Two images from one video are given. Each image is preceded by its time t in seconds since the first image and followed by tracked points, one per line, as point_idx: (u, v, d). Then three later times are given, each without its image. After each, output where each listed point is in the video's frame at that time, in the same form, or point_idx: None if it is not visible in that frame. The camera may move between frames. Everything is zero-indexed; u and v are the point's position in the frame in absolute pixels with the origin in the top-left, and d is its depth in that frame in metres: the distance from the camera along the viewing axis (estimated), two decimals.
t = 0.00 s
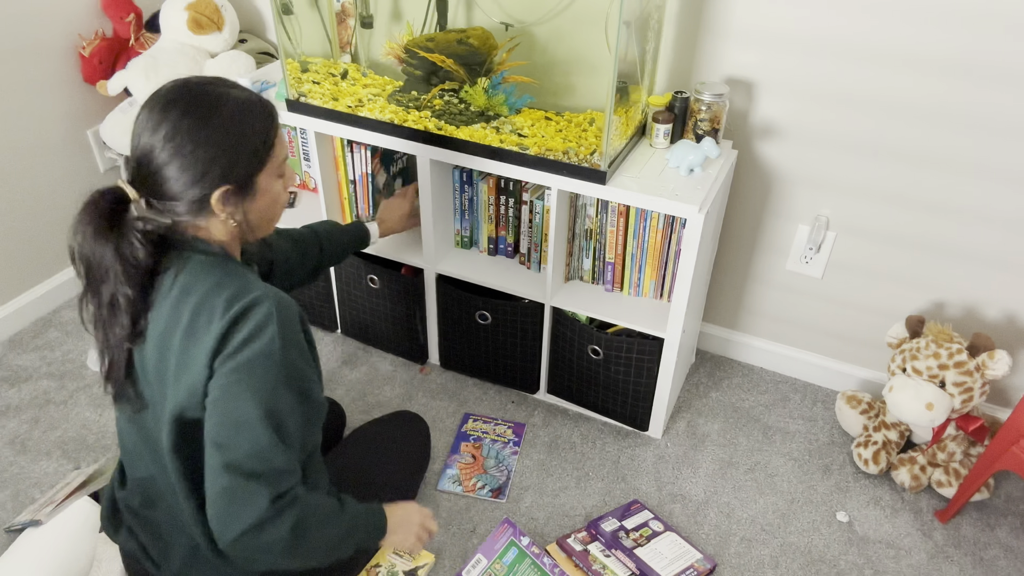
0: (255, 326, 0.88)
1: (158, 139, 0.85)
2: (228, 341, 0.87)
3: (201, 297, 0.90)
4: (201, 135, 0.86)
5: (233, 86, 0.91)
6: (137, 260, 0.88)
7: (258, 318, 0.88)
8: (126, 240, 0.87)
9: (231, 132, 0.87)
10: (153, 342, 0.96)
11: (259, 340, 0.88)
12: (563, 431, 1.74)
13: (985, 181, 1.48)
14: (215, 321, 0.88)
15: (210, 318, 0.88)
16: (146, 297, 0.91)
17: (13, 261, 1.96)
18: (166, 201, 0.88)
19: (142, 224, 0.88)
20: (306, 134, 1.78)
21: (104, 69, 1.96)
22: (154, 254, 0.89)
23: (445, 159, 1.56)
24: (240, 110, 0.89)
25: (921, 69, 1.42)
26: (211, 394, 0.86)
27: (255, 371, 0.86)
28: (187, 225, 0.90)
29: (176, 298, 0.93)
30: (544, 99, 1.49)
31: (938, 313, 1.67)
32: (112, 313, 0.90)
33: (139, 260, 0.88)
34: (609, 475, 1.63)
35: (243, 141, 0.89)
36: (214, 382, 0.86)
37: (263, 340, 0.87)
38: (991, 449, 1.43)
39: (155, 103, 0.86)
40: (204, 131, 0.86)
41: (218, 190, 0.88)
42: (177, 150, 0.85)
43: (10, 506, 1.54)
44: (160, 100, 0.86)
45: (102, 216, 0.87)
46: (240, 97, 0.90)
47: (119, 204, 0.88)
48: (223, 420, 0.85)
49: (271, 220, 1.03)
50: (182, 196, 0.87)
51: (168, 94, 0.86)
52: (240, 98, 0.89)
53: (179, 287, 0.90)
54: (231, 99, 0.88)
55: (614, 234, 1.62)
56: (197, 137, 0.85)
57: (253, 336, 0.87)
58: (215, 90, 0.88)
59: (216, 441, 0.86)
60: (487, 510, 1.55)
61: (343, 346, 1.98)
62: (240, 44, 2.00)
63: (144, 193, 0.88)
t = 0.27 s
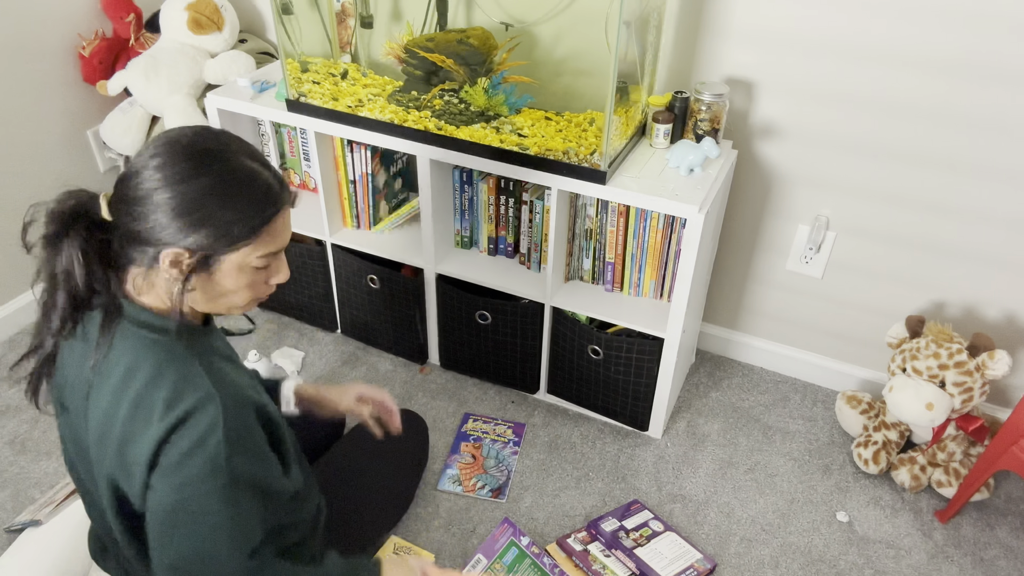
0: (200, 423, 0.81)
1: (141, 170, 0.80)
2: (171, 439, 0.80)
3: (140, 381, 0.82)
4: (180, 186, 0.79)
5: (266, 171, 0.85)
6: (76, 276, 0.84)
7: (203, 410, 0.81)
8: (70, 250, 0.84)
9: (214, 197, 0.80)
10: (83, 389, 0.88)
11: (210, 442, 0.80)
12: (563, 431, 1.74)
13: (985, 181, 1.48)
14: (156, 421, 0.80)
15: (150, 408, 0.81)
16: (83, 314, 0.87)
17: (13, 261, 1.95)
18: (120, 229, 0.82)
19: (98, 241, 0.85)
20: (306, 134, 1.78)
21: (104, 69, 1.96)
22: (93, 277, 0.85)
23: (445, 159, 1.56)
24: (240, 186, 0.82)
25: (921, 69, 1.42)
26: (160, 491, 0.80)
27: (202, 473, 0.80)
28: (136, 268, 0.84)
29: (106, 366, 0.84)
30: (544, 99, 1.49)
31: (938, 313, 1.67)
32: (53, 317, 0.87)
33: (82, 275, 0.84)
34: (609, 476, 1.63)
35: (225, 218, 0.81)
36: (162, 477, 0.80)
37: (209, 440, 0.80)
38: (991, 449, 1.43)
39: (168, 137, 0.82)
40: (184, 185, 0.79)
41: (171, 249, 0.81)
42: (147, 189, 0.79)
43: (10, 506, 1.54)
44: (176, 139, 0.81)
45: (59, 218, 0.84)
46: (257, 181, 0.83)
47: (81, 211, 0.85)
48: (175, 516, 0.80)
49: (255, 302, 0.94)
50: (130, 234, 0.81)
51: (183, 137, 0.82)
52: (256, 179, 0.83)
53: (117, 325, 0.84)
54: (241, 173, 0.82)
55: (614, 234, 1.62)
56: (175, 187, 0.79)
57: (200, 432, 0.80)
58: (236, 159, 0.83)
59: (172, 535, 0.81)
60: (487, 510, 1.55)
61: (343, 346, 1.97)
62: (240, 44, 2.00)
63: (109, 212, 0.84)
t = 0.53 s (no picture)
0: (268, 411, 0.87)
1: (176, 175, 0.83)
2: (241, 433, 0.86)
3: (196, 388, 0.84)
4: (226, 185, 0.84)
5: (278, 149, 0.91)
6: (117, 286, 0.85)
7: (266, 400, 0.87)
8: (108, 262, 0.84)
9: (259, 191, 0.87)
10: (108, 405, 0.86)
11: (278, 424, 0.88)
12: (563, 431, 1.74)
13: (985, 181, 1.48)
14: (219, 419, 0.84)
15: (213, 412, 0.84)
16: (116, 326, 0.86)
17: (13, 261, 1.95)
18: (161, 233, 0.85)
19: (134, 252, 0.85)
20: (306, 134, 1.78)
21: (104, 69, 1.96)
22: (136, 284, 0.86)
23: (445, 159, 1.56)
24: (274, 176, 0.88)
25: (920, 69, 1.42)
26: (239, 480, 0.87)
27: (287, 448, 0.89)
28: (182, 266, 0.89)
29: (146, 381, 0.84)
30: (544, 99, 1.49)
31: (938, 313, 1.67)
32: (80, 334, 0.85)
33: (122, 283, 0.85)
34: (610, 475, 1.63)
35: (269, 206, 0.88)
36: (240, 465, 0.87)
37: (281, 421, 0.88)
38: (991, 449, 1.43)
39: (187, 138, 0.85)
40: (231, 183, 0.85)
41: (224, 242, 0.86)
42: (192, 191, 0.83)
43: (10, 506, 1.54)
44: (198, 139, 0.85)
45: (88, 235, 0.84)
46: (285, 167, 0.90)
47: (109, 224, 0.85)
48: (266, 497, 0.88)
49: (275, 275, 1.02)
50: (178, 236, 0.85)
51: (207, 135, 0.86)
52: (281, 164, 0.90)
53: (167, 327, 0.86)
54: (270, 162, 0.88)
55: (614, 234, 1.62)
56: (222, 186, 0.84)
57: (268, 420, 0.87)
58: (262, 148, 0.88)
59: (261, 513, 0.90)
60: (488, 510, 1.55)
61: (344, 346, 1.98)
62: (240, 44, 2.00)
63: (140, 218, 0.86)
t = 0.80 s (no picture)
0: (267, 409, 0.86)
1: (209, 167, 0.84)
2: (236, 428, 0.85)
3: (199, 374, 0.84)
4: (252, 180, 0.84)
5: (309, 160, 0.91)
6: (137, 272, 0.84)
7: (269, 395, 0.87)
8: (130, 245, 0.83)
9: (286, 191, 0.86)
10: (118, 384, 0.87)
11: (275, 421, 0.87)
12: (563, 431, 1.74)
13: (984, 181, 1.48)
14: (217, 406, 0.84)
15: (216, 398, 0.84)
16: (134, 313, 0.85)
17: (14, 261, 1.95)
18: (187, 222, 0.85)
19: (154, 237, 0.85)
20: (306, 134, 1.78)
21: (104, 69, 1.95)
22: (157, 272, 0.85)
23: (445, 159, 1.56)
24: (302, 180, 0.88)
25: (920, 69, 1.43)
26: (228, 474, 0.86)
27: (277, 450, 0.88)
28: (201, 258, 0.87)
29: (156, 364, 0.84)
30: (544, 99, 1.49)
31: (938, 313, 1.67)
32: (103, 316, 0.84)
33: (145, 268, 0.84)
34: (610, 476, 1.63)
35: (292, 210, 0.88)
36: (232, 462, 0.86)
37: (279, 423, 0.87)
38: (991, 449, 1.43)
39: (224, 136, 0.86)
40: (260, 181, 0.85)
41: (240, 238, 0.85)
42: (220, 184, 0.83)
43: (10, 506, 1.54)
44: (233, 136, 0.86)
45: (113, 214, 0.82)
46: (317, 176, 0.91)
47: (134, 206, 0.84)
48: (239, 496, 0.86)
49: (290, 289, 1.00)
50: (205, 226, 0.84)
51: (244, 134, 0.86)
52: (311, 171, 0.90)
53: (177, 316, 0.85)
54: (299, 167, 0.88)
55: (614, 234, 1.62)
56: (250, 181, 0.84)
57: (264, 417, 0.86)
58: (294, 153, 0.89)
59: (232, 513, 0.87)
60: (488, 510, 1.55)
61: (344, 346, 1.97)
62: (240, 44, 2.00)
63: (168, 205, 0.85)
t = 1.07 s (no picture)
0: (278, 401, 0.86)
1: (189, 172, 0.84)
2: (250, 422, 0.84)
3: (202, 377, 0.83)
4: (234, 183, 0.84)
5: (290, 157, 0.91)
6: (122, 281, 0.84)
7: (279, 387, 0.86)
8: (114, 254, 0.83)
9: (269, 192, 0.86)
10: (111, 397, 0.86)
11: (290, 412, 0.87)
12: (563, 431, 1.74)
13: (984, 181, 1.48)
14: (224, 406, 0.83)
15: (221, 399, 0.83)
16: (121, 323, 0.85)
17: (14, 261, 1.95)
18: (170, 230, 0.85)
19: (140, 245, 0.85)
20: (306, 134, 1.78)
21: (104, 69, 1.96)
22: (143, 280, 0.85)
23: (445, 159, 1.56)
24: (285, 180, 0.88)
25: (920, 69, 1.42)
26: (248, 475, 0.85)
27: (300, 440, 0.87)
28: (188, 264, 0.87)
29: (151, 374, 0.83)
30: (543, 99, 1.49)
31: (938, 313, 1.67)
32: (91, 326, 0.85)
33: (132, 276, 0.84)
34: (610, 475, 1.63)
35: (275, 210, 0.88)
36: (248, 460, 0.85)
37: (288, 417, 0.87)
38: (991, 449, 1.43)
39: (203, 139, 0.86)
40: (242, 184, 0.85)
41: (225, 242, 0.85)
42: (201, 188, 0.83)
43: (10, 506, 1.54)
44: (211, 140, 0.86)
45: (96, 222, 0.83)
46: (299, 174, 0.90)
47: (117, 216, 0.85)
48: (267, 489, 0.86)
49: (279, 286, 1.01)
50: (189, 232, 0.84)
51: (225, 136, 0.86)
52: (293, 170, 0.90)
53: (169, 323, 0.85)
54: (281, 167, 0.88)
55: (614, 234, 1.62)
56: (232, 184, 0.84)
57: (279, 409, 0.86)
58: (275, 153, 0.89)
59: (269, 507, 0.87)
60: (488, 510, 1.55)
61: (344, 346, 1.97)
62: (240, 44, 2.00)
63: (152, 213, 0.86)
